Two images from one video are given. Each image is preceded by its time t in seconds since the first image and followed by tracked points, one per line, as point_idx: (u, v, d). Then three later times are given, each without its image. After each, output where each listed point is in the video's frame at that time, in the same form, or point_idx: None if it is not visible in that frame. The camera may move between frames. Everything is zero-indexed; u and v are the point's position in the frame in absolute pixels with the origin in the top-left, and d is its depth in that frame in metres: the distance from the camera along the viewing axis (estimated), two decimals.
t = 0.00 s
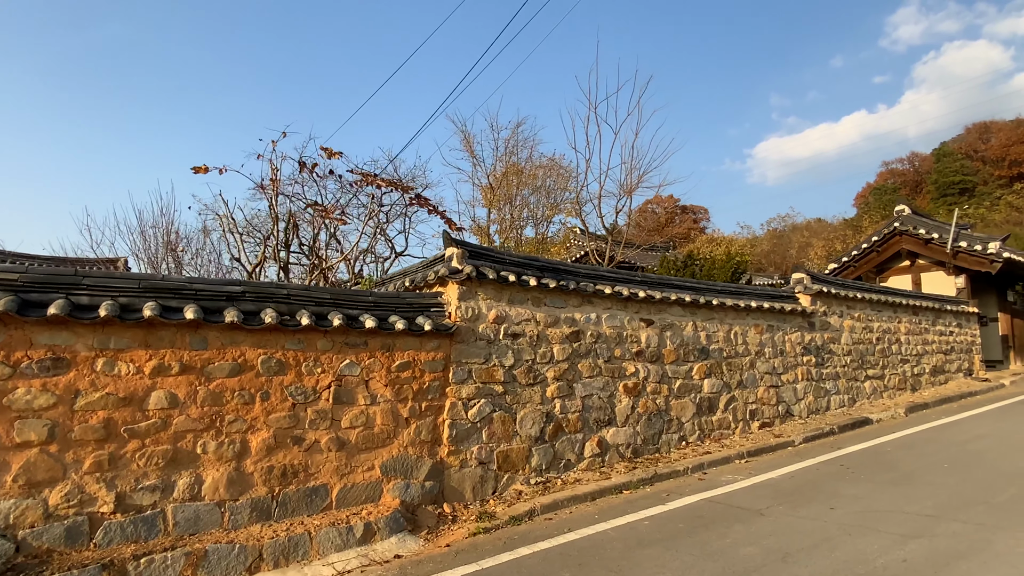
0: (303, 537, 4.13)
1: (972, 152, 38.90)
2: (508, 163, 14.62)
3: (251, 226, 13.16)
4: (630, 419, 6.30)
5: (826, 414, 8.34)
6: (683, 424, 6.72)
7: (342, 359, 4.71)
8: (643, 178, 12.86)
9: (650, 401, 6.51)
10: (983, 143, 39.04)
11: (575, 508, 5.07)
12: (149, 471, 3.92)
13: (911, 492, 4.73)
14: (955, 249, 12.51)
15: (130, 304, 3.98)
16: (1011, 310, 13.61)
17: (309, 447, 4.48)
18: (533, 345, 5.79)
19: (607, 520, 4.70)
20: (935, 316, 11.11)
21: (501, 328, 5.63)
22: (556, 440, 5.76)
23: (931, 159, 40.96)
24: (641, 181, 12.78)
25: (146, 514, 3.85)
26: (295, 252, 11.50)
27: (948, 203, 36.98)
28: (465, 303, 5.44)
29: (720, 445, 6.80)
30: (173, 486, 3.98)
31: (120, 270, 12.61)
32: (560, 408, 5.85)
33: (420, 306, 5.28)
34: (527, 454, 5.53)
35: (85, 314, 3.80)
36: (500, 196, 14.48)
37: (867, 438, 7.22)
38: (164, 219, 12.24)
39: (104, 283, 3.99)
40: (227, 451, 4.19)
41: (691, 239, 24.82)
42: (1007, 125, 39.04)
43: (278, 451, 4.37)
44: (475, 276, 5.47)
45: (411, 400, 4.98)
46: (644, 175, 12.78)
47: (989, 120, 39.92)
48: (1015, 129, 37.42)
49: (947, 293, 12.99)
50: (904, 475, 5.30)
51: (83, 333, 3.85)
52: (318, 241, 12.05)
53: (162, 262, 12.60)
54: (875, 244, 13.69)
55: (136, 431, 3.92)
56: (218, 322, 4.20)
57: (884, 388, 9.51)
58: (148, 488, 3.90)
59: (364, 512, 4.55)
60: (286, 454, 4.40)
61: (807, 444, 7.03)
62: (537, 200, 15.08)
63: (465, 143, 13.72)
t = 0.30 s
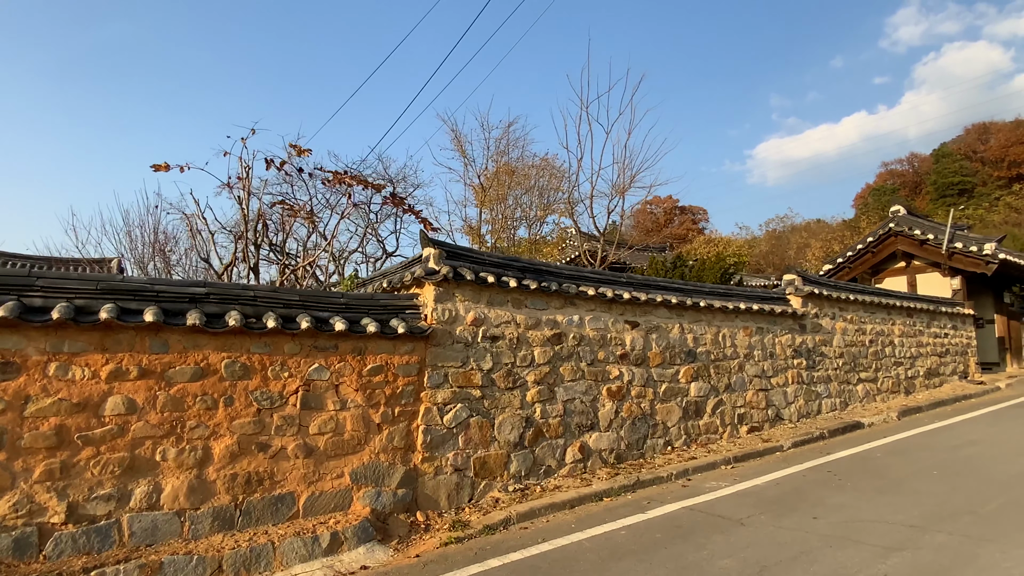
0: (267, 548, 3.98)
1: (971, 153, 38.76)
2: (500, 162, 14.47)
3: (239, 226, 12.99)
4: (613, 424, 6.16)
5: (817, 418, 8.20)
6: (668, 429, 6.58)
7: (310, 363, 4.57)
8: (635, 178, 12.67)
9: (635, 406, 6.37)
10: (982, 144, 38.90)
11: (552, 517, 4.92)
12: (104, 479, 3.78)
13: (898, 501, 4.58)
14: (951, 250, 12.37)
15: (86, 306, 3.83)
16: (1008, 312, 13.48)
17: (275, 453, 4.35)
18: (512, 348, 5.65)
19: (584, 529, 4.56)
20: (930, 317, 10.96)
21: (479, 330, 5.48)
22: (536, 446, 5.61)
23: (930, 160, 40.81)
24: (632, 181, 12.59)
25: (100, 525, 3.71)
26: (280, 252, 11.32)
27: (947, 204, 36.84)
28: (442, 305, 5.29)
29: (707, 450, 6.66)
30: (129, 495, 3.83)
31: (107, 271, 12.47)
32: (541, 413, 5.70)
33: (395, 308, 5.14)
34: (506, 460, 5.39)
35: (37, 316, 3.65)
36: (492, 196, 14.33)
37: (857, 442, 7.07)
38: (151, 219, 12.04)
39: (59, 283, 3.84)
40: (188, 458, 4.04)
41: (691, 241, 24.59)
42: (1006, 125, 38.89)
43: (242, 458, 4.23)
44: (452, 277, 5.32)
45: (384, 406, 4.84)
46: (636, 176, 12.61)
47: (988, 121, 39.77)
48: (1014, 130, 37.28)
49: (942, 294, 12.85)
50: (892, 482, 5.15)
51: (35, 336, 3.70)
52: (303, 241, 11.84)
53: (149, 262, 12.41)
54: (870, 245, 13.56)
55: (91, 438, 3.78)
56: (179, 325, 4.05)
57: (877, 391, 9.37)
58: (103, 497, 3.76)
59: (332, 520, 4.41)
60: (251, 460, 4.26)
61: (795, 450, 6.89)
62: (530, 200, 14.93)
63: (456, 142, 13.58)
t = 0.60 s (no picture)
0: (226, 553, 3.85)
1: (970, 152, 38.61)
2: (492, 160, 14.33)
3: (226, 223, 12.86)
4: (595, 425, 6.03)
5: (808, 419, 8.07)
6: (653, 430, 6.45)
7: (277, 362, 4.44)
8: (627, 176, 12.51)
9: (618, 407, 6.24)
10: (982, 144, 38.73)
11: (528, 521, 4.79)
12: (56, 483, 3.65)
13: (882, 505, 4.45)
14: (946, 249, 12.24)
15: (39, 304, 3.69)
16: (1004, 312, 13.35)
17: (239, 456, 4.21)
18: (490, 348, 5.51)
19: (558, 534, 4.42)
20: (924, 317, 10.83)
21: (456, 329, 5.34)
22: (514, 447, 5.48)
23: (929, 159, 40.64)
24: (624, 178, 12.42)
25: (51, 530, 3.58)
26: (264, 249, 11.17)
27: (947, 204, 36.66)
28: (417, 304, 5.16)
29: (693, 452, 6.53)
30: (83, 499, 3.70)
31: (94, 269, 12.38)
32: (520, 414, 5.57)
33: (367, 306, 5.01)
34: (482, 463, 5.26)
35: None
36: (484, 195, 14.17)
37: (847, 445, 6.94)
38: (140, 216, 11.87)
39: (11, 279, 3.70)
40: (146, 461, 3.91)
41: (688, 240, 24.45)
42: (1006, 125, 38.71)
43: (204, 460, 4.09)
44: (429, 275, 5.19)
45: (354, 407, 4.70)
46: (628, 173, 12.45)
47: (988, 121, 39.61)
48: (1014, 129, 37.12)
49: (938, 294, 12.72)
50: (878, 486, 5.02)
51: None
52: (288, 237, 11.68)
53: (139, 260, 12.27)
54: (865, 244, 13.42)
55: (43, 440, 3.65)
56: (138, 323, 3.92)
57: (869, 392, 9.23)
58: (55, 502, 3.62)
59: (298, 525, 4.28)
60: (213, 463, 4.12)
61: (783, 452, 6.75)
62: (522, 198, 14.79)
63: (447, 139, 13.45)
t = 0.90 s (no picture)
0: (181, 566, 3.70)
1: (970, 151, 38.42)
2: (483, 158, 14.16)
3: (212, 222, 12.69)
4: (576, 430, 5.88)
5: (798, 422, 7.92)
6: (637, 434, 6.29)
7: (240, 366, 4.29)
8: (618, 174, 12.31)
9: (601, 410, 6.09)
10: (982, 142, 38.53)
11: (502, 530, 4.64)
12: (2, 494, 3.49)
13: (867, 514, 4.29)
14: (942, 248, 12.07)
15: None
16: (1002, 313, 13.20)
17: (199, 464, 4.06)
18: (467, 350, 5.35)
19: (532, 544, 4.27)
20: (919, 318, 10.66)
21: (431, 331, 5.18)
22: (491, 453, 5.33)
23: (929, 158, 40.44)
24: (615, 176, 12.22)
25: None
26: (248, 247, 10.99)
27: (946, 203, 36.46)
28: (389, 305, 5.00)
29: (678, 456, 6.38)
30: (31, 510, 3.55)
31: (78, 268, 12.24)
32: (497, 418, 5.41)
33: (337, 308, 4.86)
34: (457, 469, 5.11)
35: None
36: (476, 193, 14.02)
37: (836, 448, 6.78)
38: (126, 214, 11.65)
39: None
40: (99, 470, 3.76)
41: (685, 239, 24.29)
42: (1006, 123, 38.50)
43: (161, 468, 3.94)
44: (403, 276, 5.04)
45: (322, 412, 4.55)
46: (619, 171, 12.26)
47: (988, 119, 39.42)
48: (1014, 128, 36.93)
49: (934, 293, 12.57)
50: (864, 493, 4.87)
51: None
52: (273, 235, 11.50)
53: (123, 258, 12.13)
54: (860, 243, 13.27)
55: None
56: (91, 326, 3.76)
57: (862, 394, 9.08)
58: None
59: (261, 535, 4.13)
60: (172, 471, 3.98)
61: (772, 456, 6.60)
62: (514, 196, 14.62)
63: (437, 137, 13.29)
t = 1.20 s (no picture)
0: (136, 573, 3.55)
1: (971, 149, 38.21)
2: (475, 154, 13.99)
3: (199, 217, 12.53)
4: (559, 430, 5.73)
5: (789, 422, 7.77)
6: (621, 434, 6.15)
7: (203, 365, 4.14)
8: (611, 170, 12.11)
9: (584, 410, 5.93)
10: (982, 140, 38.32)
11: (477, 534, 4.49)
12: None
13: (852, 520, 4.14)
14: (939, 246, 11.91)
15: None
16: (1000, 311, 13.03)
17: (158, 465, 3.92)
18: (444, 349, 5.20)
19: (504, 549, 4.12)
20: (915, 316, 10.50)
21: (406, 329, 5.03)
22: (469, 454, 5.18)
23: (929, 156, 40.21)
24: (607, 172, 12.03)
25: None
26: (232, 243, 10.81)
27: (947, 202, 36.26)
28: (362, 302, 4.85)
29: (664, 457, 6.23)
30: None
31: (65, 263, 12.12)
32: (476, 419, 5.26)
33: (308, 305, 4.70)
34: (433, 471, 4.96)
35: None
36: (468, 189, 13.87)
37: (827, 450, 6.63)
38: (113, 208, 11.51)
39: None
40: (51, 472, 3.61)
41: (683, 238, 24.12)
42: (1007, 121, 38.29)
43: (118, 471, 3.79)
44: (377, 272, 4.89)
45: (290, 412, 4.40)
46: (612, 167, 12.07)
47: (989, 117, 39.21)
48: (1015, 126, 36.73)
49: (931, 291, 12.40)
50: (851, 497, 4.72)
51: None
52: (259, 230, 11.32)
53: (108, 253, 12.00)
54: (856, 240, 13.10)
55: None
56: (44, 323, 3.60)
57: (856, 393, 8.93)
58: None
59: (224, 539, 3.99)
60: (129, 473, 3.83)
61: (760, 457, 6.45)
62: (507, 193, 14.46)
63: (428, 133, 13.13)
